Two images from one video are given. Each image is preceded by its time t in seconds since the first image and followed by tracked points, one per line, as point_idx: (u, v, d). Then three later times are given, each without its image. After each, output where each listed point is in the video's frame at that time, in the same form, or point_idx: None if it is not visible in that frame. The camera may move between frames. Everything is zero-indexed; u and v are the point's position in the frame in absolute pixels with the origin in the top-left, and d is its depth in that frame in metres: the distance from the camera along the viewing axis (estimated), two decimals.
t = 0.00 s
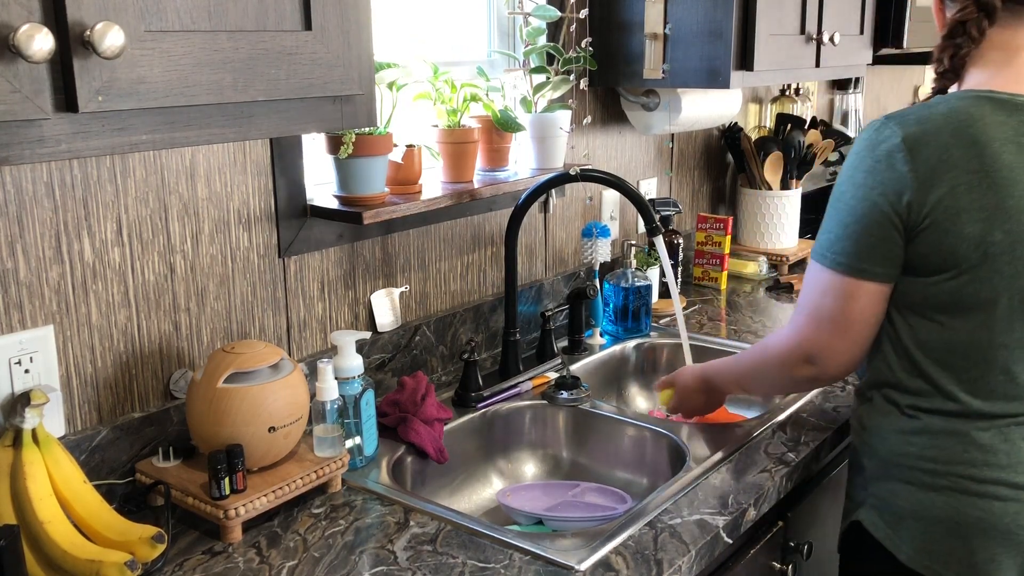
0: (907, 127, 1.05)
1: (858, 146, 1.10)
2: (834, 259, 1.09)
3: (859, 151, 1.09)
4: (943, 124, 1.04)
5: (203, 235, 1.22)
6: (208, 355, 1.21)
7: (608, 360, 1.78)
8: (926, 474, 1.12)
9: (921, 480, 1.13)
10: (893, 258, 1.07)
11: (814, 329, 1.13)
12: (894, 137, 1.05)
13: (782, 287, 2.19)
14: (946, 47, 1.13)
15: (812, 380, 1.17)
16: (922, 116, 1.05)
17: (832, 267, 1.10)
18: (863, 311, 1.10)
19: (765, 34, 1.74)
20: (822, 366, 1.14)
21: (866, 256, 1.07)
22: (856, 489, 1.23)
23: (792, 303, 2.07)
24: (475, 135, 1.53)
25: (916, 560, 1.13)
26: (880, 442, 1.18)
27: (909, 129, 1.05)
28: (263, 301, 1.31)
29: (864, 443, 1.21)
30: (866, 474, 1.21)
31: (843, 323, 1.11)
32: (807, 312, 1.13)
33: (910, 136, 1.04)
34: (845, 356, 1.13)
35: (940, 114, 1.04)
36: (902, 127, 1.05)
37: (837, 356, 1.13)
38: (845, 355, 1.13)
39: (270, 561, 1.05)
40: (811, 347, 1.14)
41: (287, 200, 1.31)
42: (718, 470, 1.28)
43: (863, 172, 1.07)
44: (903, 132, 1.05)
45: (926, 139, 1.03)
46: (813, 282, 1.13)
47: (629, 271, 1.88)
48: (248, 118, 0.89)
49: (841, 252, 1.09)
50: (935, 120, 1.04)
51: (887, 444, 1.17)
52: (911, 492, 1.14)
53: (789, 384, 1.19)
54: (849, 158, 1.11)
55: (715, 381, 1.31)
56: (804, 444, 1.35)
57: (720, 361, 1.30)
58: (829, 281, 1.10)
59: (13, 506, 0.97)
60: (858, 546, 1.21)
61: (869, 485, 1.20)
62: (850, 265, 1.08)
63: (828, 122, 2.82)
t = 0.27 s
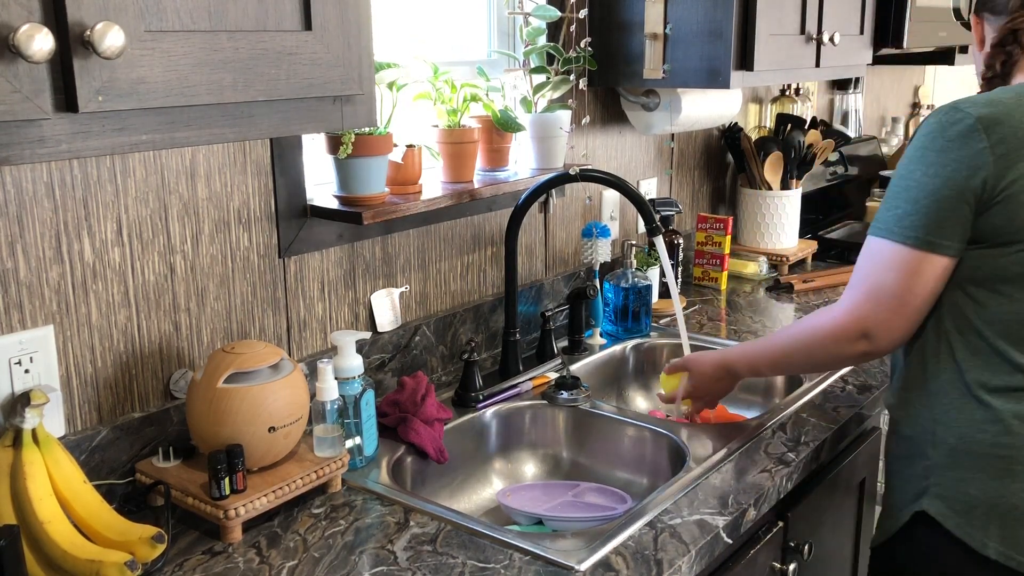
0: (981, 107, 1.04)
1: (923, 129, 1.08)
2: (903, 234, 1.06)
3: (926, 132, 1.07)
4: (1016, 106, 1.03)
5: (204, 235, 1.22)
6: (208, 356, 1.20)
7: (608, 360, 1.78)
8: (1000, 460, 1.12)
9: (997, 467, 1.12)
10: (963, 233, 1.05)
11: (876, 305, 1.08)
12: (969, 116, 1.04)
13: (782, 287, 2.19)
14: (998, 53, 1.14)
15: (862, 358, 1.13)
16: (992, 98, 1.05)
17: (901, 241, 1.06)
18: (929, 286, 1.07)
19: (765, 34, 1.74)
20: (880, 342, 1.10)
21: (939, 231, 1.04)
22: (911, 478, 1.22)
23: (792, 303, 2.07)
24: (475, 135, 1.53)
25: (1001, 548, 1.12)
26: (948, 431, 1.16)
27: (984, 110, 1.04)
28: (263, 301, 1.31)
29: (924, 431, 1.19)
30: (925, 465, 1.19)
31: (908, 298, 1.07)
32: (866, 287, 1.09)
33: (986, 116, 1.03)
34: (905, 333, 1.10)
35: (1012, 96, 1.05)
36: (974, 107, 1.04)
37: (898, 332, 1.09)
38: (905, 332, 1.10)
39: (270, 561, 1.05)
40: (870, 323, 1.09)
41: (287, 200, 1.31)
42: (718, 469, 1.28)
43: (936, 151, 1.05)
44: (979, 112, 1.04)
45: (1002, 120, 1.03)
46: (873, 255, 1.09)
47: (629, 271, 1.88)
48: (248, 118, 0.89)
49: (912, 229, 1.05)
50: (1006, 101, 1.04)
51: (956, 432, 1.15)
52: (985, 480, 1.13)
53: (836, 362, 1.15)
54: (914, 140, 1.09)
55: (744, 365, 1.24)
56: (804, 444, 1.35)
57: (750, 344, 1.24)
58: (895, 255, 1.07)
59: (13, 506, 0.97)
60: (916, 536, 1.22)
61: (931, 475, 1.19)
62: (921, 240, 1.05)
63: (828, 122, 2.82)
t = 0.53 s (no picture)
0: (1004, 105, 1.06)
1: (943, 126, 1.10)
2: (928, 229, 1.08)
3: (949, 130, 1.09)
4: None
5: (204, 235, 1.22)
6: (208, 355, 1.20)
7: (608, 360, 1.78)
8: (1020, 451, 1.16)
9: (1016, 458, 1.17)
10: (986, 227, 1.08)
11: (898, 299, 1.10)
12: (993, 114, 1.06)
13: (782, 287, 2.19)
14: None
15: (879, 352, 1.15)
16: (1012, 96, 1.08)
17: (926, 235, 1.08)
18: (951, 281, 1.09)
19: (765, 33, 1.74)
20: (900, 335, 1.12)
21: (965, 226, 1.07)
22: (927, 471, 1.26)
23: (792, 303, 2.07)
24: (475, 135, 1.53)
25: None
26: (968, 424, 1.19)
27: (1006, 107, 1.06)
28: (263, 301, 1.31)
29: (942, 424, 1.22)
30: (942, 458, 1.23)
31: (930, 292, 1.09)
32: (888, 280, 1.10)
33: (1009, 114, 1.06)
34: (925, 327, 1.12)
35: None
36: (996, 105, 1.07)
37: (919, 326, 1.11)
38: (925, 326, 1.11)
39: (270, 561, 1.05)
40: (891, 317, 1.11)
41: (287, 200, 1.31)
42: (719, 469, 1.28)
43: (960, 148, 1.07)
44: (1003, 110, 1.06)
45: None
46: (895, 249, 1.10)
47: (629, 271, 1.88)
48: (248, 118, 0.89)
49: (937, 223, 1.07)
50: None
51: (977, 424, 1.19)
52: (1004, 470, 1.17)
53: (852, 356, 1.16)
54: (936, 137, 1.11)
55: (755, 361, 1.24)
56: (804, 444, 1.36)
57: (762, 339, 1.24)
58: (919, 249, 1.08)
59: (13, 506, 0.97)
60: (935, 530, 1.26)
61: (950, 468, 1.22)
62: (946, 235, 1.07)
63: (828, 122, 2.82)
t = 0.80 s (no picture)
0: (980, 117, 1.03)
1: (918, 137, 1.07)
2: (905, 250, 1.05)
3: (923, 143, 1.05)
4: (1013, 114, 1.03)
5: (203, 235, 1.22)
6: (208, 356, 1.20)
7: (608, 360, 1.78)
8: (996, 462, 1.12)
9: (991, 468, 1.12)
10: (964, 245, 1.05)
11: (878, 321, 1.08)
12: (968, 129, 1.02)
13: (782, 287, 2.19)
14: None
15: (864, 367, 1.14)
16: (988, 106, 1.04)
17: (900, 256, 1.05)
18: (930, 299, 1.07)
19: (765, 33, 1.74)
20: (883, 353, 1.11)
21: (942, 247, 1.04)
22: (906, 481, 1.22)
23: (792, 303, 2.07)
24: (475, 135, 1.53)
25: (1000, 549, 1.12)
26: (944, 435, 1.16)
27: (983, 120, 1.02)
28: (263, 301, 1.31)
29: (920, 435, 1.19)
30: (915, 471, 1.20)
31: (909, 311, 1.07)
32: (867, 300, 1.08)
33: (985, 127, 1.02)
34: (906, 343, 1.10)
35: (1008, 102, 1.04)
36: (972, 117, 1.03)
37: (900, 343, 1.10)
38: (906, 342, 1.10)
39: (270, 561, 1.05)
40: (872, 336, 1.09)
41: (287, 200, 1.31)
42: (719, 469, 1.28)
43: (936, 164, 1.04)
44: (979, 123, 1.02)
45: (1001, 130, 1.02)
46: (870, 268, 1.08)
47: (629, 271, 1.88)
48: (248, 118, 0.89)
49: (912, 244, 1.05)
50: (1004, 110, 1.03)
51: (952, 435, 1.15)
52: (979, 480, 1.13)
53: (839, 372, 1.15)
54: (910, 151, 1.07)
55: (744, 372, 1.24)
56: (804, 444, 1.36)
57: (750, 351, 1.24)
58: (894, 269, 1.06)
59: (13, 506, 0.97)
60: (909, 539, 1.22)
61: (927, 477, 1.19)
62: (923, 256, 1.04)
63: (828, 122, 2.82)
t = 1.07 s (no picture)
0: (950, 133, 1.03)
1: (888, 155, 1.07)
2: (877, 273, 1.06)
3: (893, 161, 1.06)
4: (983, 130, 1.03)
5: (204, 235, 1.22)
6: (208, 356, 1.20)
7: (608, 360, 1.78)
8: (969, 476, 1.12)
9: (965, 482, 1.12)
10: (937, 267, 1.05)
11: (852, 344, 1.11)
12: (938, 146, 1.03)
13: (782, 287, 2.19)
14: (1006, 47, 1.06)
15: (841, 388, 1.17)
16: (958, 122, 1.04)
17: (867, 282, 1.07)
18: (899, 323, 1.08)
19: (766, 33, 1.74)
20: (855, 375, 1.14)
21: (914, 269, 1.05)
22: (880, 496, 1.21)
23: (792, 303, 2.07)
24: (475, 135, 1.53)
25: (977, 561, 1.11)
26: (917, 449, 1.16)
27: (952, 136, 1.03)
28: (263, 301, 1.31)
29: (894, 448, 1.19)
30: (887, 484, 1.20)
31: (876, 336, 1.09)
32: (835, 325, 1.12)
33: (955, 143, 1.02)
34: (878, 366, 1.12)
35: (977, 118, 1.04)
36: (942, 134, 1.03)
37: (871, 366, 1.12)
38: (877, 365, 1.12)
39: (270, 561, 1.05)
40: (842, 359, 1.12)
41: (287, 200, 1.31)
42: (718, 469, 1.28)
43: (906, 183, 1.04)
44: (948, 139, 1.03)
45: (973, 147, 1.02)
46: (838, 294, 1.11)
47: (629, 271, 1.88)
48: (248, 118, 0.89)
49: (883, 267, 1.06)
50: (974, 126, 1.03)
51: (924, 449, 1.15)
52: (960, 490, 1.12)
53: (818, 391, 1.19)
54: (880, 168, 1.08)
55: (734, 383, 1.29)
56: (804, 444, 1.35)
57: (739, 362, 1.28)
58: (860, 296, 1.08)
59: (13, 506, 0.97)
60: (884, 550, 1.19)
61: (901, 491, 1.17)
62: (895, 279, 1.05)
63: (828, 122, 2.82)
